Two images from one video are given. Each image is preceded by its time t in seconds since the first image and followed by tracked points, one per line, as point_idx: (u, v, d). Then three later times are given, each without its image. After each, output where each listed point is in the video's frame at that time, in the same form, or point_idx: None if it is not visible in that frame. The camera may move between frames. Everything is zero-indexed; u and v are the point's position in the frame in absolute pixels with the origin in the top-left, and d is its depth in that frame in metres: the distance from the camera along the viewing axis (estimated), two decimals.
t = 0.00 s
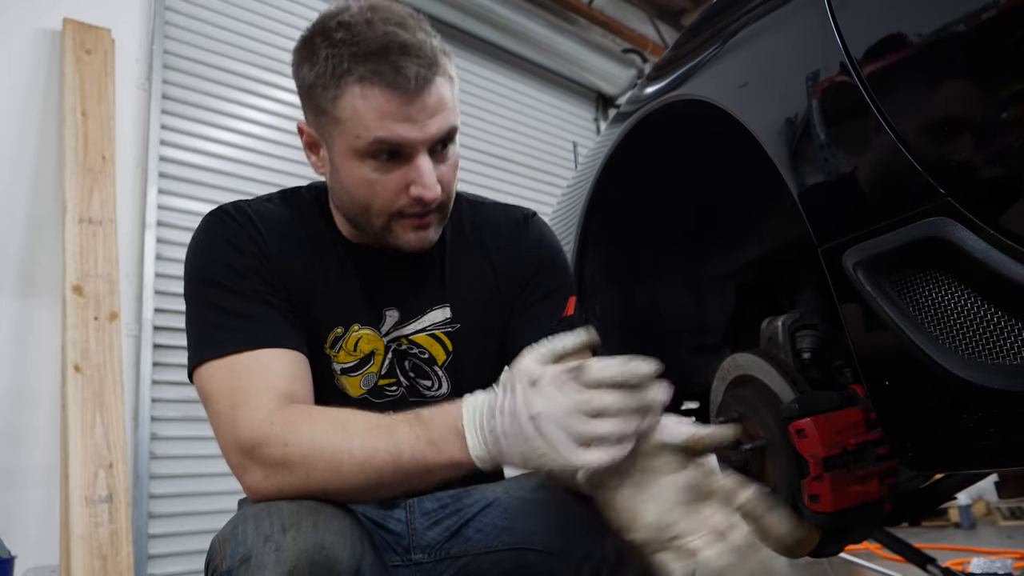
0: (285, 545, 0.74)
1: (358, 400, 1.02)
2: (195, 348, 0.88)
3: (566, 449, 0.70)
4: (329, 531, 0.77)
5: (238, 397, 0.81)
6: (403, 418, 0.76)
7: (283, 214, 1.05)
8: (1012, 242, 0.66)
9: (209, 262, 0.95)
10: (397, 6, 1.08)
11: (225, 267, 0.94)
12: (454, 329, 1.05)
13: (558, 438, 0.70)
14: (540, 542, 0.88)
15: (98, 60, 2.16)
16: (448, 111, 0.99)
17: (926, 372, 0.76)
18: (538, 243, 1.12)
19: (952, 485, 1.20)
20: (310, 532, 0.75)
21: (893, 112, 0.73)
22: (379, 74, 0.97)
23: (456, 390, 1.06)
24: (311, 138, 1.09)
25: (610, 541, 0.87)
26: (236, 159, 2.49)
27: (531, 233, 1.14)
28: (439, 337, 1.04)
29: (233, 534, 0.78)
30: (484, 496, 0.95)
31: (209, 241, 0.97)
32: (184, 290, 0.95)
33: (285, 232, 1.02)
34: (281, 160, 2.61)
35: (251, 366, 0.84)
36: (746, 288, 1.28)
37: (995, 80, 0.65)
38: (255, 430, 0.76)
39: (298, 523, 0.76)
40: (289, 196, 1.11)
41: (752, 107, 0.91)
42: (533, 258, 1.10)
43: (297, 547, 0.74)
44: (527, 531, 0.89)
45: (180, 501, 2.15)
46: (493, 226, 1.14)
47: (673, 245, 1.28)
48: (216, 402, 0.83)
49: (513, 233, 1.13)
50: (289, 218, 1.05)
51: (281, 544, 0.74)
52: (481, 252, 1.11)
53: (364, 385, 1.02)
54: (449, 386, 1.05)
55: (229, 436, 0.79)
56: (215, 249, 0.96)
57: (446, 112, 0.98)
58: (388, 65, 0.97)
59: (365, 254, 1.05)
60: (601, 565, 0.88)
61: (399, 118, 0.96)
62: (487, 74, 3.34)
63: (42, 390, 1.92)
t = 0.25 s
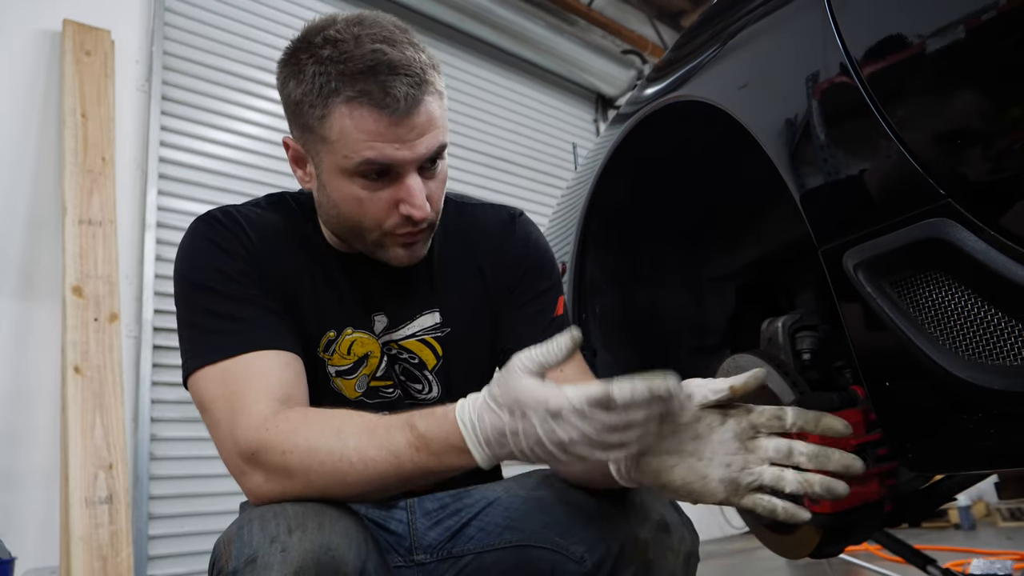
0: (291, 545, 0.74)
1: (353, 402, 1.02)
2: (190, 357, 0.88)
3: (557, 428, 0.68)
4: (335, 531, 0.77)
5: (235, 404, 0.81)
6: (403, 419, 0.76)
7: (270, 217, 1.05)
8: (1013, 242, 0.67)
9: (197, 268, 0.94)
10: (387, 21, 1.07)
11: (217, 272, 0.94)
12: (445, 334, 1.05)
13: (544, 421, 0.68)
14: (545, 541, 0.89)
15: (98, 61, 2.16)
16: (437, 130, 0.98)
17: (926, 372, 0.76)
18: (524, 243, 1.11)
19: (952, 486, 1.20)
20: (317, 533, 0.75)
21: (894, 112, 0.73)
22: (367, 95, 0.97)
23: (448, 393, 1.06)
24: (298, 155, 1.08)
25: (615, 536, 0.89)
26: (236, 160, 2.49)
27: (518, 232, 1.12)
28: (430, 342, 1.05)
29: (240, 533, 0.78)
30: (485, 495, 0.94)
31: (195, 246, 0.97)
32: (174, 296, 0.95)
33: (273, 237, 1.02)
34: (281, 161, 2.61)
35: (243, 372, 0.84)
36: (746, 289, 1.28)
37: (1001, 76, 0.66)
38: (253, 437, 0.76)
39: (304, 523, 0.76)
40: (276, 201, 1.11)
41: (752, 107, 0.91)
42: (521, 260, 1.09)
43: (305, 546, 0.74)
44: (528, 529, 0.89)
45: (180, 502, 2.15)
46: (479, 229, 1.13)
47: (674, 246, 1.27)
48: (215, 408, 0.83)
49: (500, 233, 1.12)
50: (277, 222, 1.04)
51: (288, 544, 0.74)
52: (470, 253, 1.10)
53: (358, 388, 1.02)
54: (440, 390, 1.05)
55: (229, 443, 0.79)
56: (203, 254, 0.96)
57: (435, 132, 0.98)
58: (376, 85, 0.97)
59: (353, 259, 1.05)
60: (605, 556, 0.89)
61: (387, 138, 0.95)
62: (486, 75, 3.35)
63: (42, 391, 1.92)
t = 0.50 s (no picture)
0: (287, 548, 0.74)
1: (351, 404, 1.01)
2: (185, 358, 0.87)
3: (547, 455, 0.68)
4: (330, 535, 0.77)
5: (234, 406, 0.81)
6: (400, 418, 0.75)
7: (268, 219, 1.05)
8: (1014, 242, 0.67)
9: (196, 268, 0.94)
10: (382, 15, 1.06)
11: (216, 273, 0.94)
12: (442, 335, 1.05)
13: (541, 441, 0.69)
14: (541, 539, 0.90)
15: (99, 61, 2.16)
16: (428, 118, 0.96)
17: (926, 372, 0.76)
18: (521, 243, 1.11)
19: (952, 485, 1.19)
20: (311, 536, 0.75)
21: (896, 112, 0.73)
22: (357, 80, 0.95)
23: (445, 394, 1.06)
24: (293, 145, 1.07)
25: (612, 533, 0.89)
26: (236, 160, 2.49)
27: (514, 233, 1.12)
28: (427, 342, 1.04)
29: (235, 536, 0.77)
30: (481, 496, 0.96)
31: (194, 247, 0.96)
32: (171, 297, 0.95)
33: (273, 238, 1.02)
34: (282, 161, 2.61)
35: (245, 374, 0.84)
36: (746, 289, 1.28)
37: (1004, 75, 0.65)
38: (253, 438, 0.76)
39: (299, 526, 0.76)
40: (273, 202, 1.10)
41: (752, 107, 0.91)
42: (517, 260, 1.10)
43: (300, 550, 0.74)
44: (525, 529, 0.90)
45: (180, 502, 2.15)
46: (474, 229, 1.12)
47: (674, 248, 1.27)
48: (214, 409, 0.82)
49: (497, 233, 1.12)
50: (274, 223, 1.04)
51: (282, 548, 0.75)
52: (465, 252, 1.09)
53: (355, 389, 1.01)
54: (437, 392, 1.05)
55: (228, 444, 0.79)
56: (203, 255, 0.96)
57: (426, 119, 0.95)
58: (366, 71, 0.95)
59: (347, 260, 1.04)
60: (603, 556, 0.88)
61: (377, 123, 0.93)
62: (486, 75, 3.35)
63: (41, 391, 1.92)
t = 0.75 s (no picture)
0: (272, 544, 0.74)
1: (348, 401, 1.01)
2: (182, 355, 0.87)
3: (541, 442, 0.68)
4: (317, 531, 0.77)
5: (229, 402, 0.81)
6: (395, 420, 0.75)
7: (270, 216, 1.04)
8: (1013, 243, 0.67)
9: (197, 265, 0.94)
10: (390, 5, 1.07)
11: (217, 273, 0.93)
12: (441, 331, 1.05)
13: (536, 430, 0.68)
14: (539, 541, 0.90)
15: (99, 61, 2.16)
16: (419, 103, 0.96)
17: (927, 373, 0.76)
18: (521, 242, 1.11)
19: (951, 486, 1.19)
20: (298, 532, 0.75)
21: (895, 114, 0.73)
22: (352, 57, 0.95)
23: (444, 392, 1.06)
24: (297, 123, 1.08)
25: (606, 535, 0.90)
26: (236, 159, 2.49)
27: (514, 232, 1.12)
28: (426, 338, 1.04)
29: (223, 534, 0.78)
30: (478, 497, 0.97)
31: (193, 244, 0.96)
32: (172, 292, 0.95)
33: (276, 236, 1.01)
34: (282, 161, 2.61)
35: (239, 371, 0.84)
36: (745, 288, 1.27)
37: (1003, 77, 0.65)
38: (246, 433, 0.76)
39: (286, 523, 0.76)
40: (276, 200, 1.10)
41: (752, 107, 0.91)
42: (517, 257, 1.10)
43: (285, 546, 0.74)
44: (521, 530, 0.90)
45: (179, 501, 2.15)
46: (475, 228, 1.12)
47: (676, 249, 1.27)
48: (209, 404, 0.83)
49: (496, 232, 1.12)
50: (276, 220, 1.04)
51: (269, 544, 0.74)
52: (463, 251, 1.10)
53: (353, 386, 1.01)
54: (437, 389, 1.05)
55: (221, 440, 0.79)
56: (203, 253, 0.95)
57: (416, 104, 0.95)
58: (362, 49, 0.96)
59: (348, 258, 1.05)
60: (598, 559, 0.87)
61: (365, 99, 0.94)
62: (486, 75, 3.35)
63: (40, 391, 1.92)
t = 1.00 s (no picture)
0: (272, 542, 0.74)
1: (353, 402, 1.02)
2: (189, 351, 0.87)
3: (540, 446, 0.67)
4: (316, 530, 0.77)
5: (231, 401, 0.81)
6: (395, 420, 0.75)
7: (281, 217, 1.04)
8: (1014, 243, 0.66)
9: (207, 263, 0.94)
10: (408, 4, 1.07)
11: (224, 273, 0.93)
12: (449, 332, 1.05)
13: (535, 435, 0.68)
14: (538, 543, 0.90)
15: (99, 61, 2.16)
16: (433, 101, 0.96)
17: (928, 373, 0.76)
18: (529, 246, 1.11)
19: (952, 487, 1.18)
20: (298, 531, 0.75)
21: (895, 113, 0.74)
22: (368, 54, 0.95)
23: (450, 393, 1.06)
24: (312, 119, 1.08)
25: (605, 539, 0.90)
26: (237, 159, 2.49)
27: (523, 236, 1.13)
28: (433, 339, 1.04)
29: (223, 532, 0.78)
30: (478, 498, 0.96)
31: (205, 241, 0.96)
32: (181, 289, 0.96)
33: (285, 236, 1.01)
34: (283, 160, 2.61)
35: (245, 369, 0.84)
36: (746, 288, 1.27)
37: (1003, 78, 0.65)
38: (248, 433, 0.76)
39: (286, 521, 0.76)
40: (288, 199, 1.10)
41: (752, 108, 0.92)
42: (528, 257, 1.10)
43: (285, 545, 0.74)
44: (520, 532, 0.91)
45: (179, 501, 2.15)
46: (486, 231, 1.12)
47: (676, 250, 1.28)
48: (212, 402, 0.83)
49: (505, 236, 1.12)
50: (287, 220, 1.04)
51: (268, 542, 0.74)
52: (473, 254, 1.10)
53: (358, 387, 1.02)
54: (444, 390, 1.05)
55: (224, 437, 0.79)
56: (214, 250, 0.95)
57: (430, 101, 0.95)
58: (379, 47, 0.96)
59: (360, 262, 1.05)
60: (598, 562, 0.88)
61: (380, 95, 0.94)
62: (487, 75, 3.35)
63: (41, 390, 1.92)
